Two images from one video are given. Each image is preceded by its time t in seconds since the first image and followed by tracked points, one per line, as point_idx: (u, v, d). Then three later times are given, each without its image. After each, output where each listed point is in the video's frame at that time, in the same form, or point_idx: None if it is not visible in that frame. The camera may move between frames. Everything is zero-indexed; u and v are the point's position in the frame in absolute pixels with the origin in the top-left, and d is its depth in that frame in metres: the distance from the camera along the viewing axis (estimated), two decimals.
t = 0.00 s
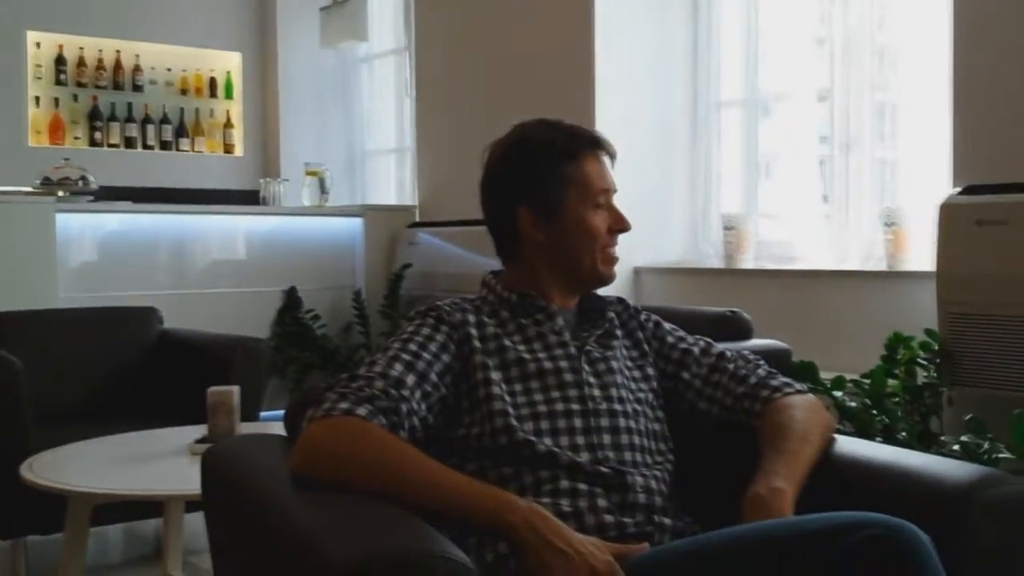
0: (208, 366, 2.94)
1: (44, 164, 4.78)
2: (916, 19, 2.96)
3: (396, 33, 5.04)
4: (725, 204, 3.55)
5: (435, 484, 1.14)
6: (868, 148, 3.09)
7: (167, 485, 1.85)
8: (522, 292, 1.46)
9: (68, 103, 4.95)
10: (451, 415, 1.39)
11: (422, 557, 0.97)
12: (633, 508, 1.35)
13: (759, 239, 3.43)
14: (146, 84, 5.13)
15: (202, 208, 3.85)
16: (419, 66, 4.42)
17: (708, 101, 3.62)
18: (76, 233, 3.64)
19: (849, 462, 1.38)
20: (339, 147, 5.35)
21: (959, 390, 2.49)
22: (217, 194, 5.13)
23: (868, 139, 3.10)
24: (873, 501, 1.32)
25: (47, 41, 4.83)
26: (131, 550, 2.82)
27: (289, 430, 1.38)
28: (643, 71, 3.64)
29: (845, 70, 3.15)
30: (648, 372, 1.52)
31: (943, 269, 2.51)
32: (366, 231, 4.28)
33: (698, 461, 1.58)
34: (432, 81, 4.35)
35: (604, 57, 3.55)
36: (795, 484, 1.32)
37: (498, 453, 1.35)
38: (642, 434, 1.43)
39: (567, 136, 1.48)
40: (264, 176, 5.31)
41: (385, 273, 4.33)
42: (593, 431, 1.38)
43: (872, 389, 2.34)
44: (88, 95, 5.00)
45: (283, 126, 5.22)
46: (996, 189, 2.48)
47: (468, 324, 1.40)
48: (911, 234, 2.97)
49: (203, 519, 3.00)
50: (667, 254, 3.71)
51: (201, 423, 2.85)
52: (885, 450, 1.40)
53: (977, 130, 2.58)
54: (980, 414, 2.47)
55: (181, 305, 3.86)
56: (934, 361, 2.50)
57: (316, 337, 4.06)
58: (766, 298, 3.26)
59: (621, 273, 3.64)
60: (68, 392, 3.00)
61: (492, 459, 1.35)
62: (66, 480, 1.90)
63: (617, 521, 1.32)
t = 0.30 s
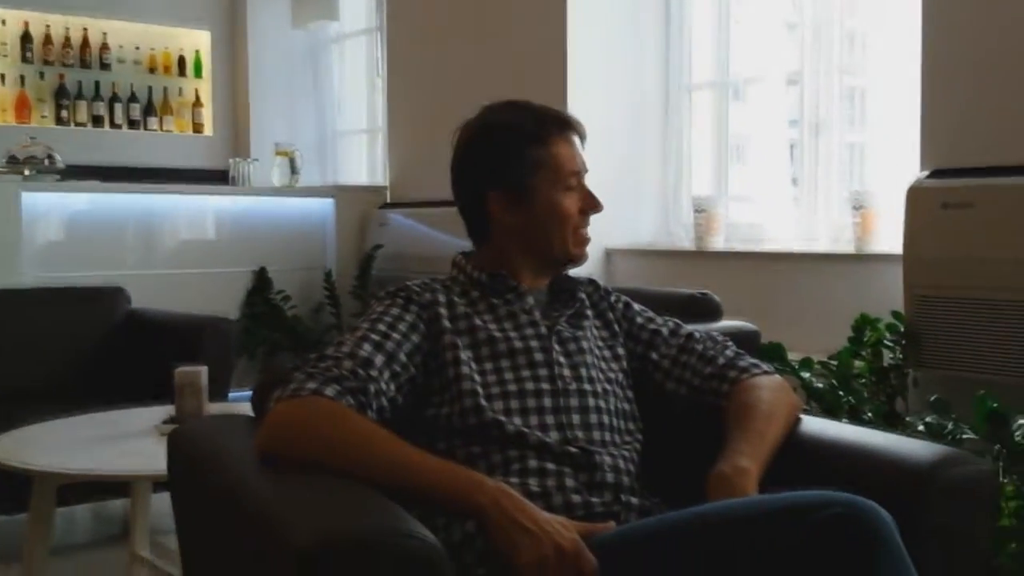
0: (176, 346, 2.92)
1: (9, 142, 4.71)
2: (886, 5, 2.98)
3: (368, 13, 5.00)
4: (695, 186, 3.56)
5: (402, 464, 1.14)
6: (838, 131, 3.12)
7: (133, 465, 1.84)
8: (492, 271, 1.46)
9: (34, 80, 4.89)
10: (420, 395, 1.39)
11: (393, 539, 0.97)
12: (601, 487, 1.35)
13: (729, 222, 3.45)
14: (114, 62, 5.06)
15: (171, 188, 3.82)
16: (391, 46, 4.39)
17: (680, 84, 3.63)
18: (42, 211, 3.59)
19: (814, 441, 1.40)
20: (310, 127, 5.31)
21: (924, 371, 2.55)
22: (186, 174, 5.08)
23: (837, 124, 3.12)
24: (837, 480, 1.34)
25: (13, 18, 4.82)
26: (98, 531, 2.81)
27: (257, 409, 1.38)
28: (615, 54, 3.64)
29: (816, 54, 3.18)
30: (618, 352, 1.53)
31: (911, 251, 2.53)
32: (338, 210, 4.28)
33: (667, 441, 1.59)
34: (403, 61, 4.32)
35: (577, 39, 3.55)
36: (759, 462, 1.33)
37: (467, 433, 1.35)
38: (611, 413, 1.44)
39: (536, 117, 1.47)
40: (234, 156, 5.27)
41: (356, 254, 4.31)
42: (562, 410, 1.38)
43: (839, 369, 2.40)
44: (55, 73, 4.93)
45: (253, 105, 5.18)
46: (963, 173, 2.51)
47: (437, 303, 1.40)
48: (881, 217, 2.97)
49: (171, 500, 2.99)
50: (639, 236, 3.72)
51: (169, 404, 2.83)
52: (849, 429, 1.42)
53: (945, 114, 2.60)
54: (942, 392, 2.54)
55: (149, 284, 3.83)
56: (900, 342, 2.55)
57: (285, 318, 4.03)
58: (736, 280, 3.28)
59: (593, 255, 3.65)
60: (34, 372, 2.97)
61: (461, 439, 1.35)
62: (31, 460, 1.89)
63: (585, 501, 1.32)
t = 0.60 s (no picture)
0: (152, 329, 2.91)
1: None
2: None
3: None
4: (675, 168, 3.56)
5: (377, 447, 1.14)
6: (816, 112, 3.12)
7: (107, 449, 1.83)
8: (469, 253, 1.46)
9: (8, 60, 4.82)
10: (396, 376, 1.38)
11: (369, 521, 0.97)
12: (577, 469, 1.35)
13: (708, 204, 3.45)
14: (88, 42, 5.00)
15: (146, 169, 3.79)
16: (369, 26, 4.36)
17: (659, 65, 3.62)
18: (17, 193, 3.56)
19: (789, 422, 1.40)
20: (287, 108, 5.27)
21: (900, 352, 2.56)
22: (162, 156, 5.03)
23: (816, 106, 3.13)
24: (810, 461, 1.35)
25: None
26: (74, 515, 2.79)
27: (231, 392, 1.37)
28: (594, 35, 3.63)
29: (794, 35, 3.18)
30: (595, 334, 1.53)
31: (887, 234, 2.54)
32: (315, 191, 4.23)
33: (644, 422, 1.60)
34: (381, 42, 4.29)
35: (555, 20, 3.53)
36: (733, 445, 1.33)
37: (443, 415, 1.35)
38: (588, 395, 1.44)
39: (512, 99, 1.47)
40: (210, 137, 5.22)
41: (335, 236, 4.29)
42: (539, 392, 1.38)
43: (816, 350, 2.40)
44: (29, 52, 4.87)
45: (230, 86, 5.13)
46: (939, 155, 2.52)
47: (413, 285, 1.39)
48: (858, 199, 3.00)
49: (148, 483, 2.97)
50: (617, 219, 3.71)
51: (145, 387, 2.82)
52: (824, 411, 1.43)
53: (922, 95, 2.61)
54: (918, 373, 2.55)
55: (125, 266, 3.80)
56: (876, 324, 2.55)
57: (263, 301, 4.02)
58: (714, 263, 3.29)
59: (572, 237, 3.65)
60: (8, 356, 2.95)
61: (437, 421, 1.36)
62: (4, 445, 1.87)
63: (561, 483, 1.33)
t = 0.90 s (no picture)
0: (94, 319, 2.86)
1: None
2: None
3: None
4: (624, 158, 3.58)
5: (318, 437, 1.14)
6: (765, 101, 3.15)
7: (43, 442, 1.80)
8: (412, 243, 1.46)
9: None
10: (337, 367, 1.38)
11: (310, 511, 0.97)
12: (521, 458, 1.36)
13: (655, 194, 3.47)
14: (29, 26, 4.90)
15: (88, 156, 3.72)
16: (316, 13, 4.32)
17: (609, 55, 3.63)
18: None
19: (730, 409, 1.42)
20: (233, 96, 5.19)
21: (844, 340, 2.60)
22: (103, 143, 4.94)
23: (762, 97, 3.16)
24: (750, 447, 1.37)
25: None
26: (13, 509, 2.74)
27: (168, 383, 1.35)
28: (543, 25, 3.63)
29: (743, 25, 3.21)
30: (540, 324, 1.53)
31: (831, 225, 2.56)
32: (261, 180, 4.18)
33: (587, 411, 1.60)
34: (328, 29, 4.25)
35: (505, 9, 3.53)
36: (673, 431, 1.35)
37: (386, 407, 1.35)
38: (533, 385, 1.44)
39: (455, 88, 1.47)
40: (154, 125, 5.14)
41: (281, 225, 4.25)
42: (482, 382, 1.38)
43: (761, 338, 2.47)
44: None
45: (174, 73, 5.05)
46: (882, 146, 2.56)
47: (357, 275, 1.39)
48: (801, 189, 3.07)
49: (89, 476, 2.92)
50: (566, 209, 3.72)
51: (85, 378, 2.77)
52: (766, 398, 1.44)
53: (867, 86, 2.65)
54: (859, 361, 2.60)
55: (67, 256, 3.73)
56: (820, 312, 2.58)
57: (208, 291, 3.96)
58: (661, 252, 3.30)
59: (520, 227, 3.64)
60: None
61: (380, 412, 1.35)
62: None
63: (505, 472, 1.33)
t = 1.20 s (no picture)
0: None
1: None
2: None
3: None
4: (520, 144, 3.59)
5: (191, 430, 1.14)
6: (657, 90, 3.20)
7: None
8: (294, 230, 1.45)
9: None
10: (215, 357, 1.37)
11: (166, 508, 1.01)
12: (404, 446, 1.36)
13: (552, 181, 3.49)
14: None
15: None
16: None
17: (505, 41, 3.62)
18: None
19: (615, 394, 1.43)
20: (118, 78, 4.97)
21: (730, 324, 2.67)
22: None
23: (655, 86, 3.20)
24: (633, 432, 1.38)
25: None
26: None
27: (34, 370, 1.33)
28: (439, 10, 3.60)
29: (637, 13, 3.23)
30: (425, 311, 1.54)
31: (719, 212, 2.64)
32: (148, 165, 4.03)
33: (473, 396, 1.60)
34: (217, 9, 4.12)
35: None
36: (556, 415, 1.38)
37: (267, 397, 1.34)
38: (419, 373, 1.43)
39: (333, 69, 1.48)
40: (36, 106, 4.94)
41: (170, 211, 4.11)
42: (365, 371, 1.37)
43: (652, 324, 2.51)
44: None
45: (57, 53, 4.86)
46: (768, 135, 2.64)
47: (235, 264, 1.37)
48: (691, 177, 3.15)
49: None
50: (463, 196, 3.71)
51: None
52: (650, 382, 1.45)
53: (750, 78, 2.67)
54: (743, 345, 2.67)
55: None
56: (709, 297, 2.65)
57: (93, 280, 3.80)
58: (558, 239, 3.34)
59: (417, 214, 3.63)
60: None
61: (260, 403, 1.34)
62: None
63: (387, 460, 1.33)
